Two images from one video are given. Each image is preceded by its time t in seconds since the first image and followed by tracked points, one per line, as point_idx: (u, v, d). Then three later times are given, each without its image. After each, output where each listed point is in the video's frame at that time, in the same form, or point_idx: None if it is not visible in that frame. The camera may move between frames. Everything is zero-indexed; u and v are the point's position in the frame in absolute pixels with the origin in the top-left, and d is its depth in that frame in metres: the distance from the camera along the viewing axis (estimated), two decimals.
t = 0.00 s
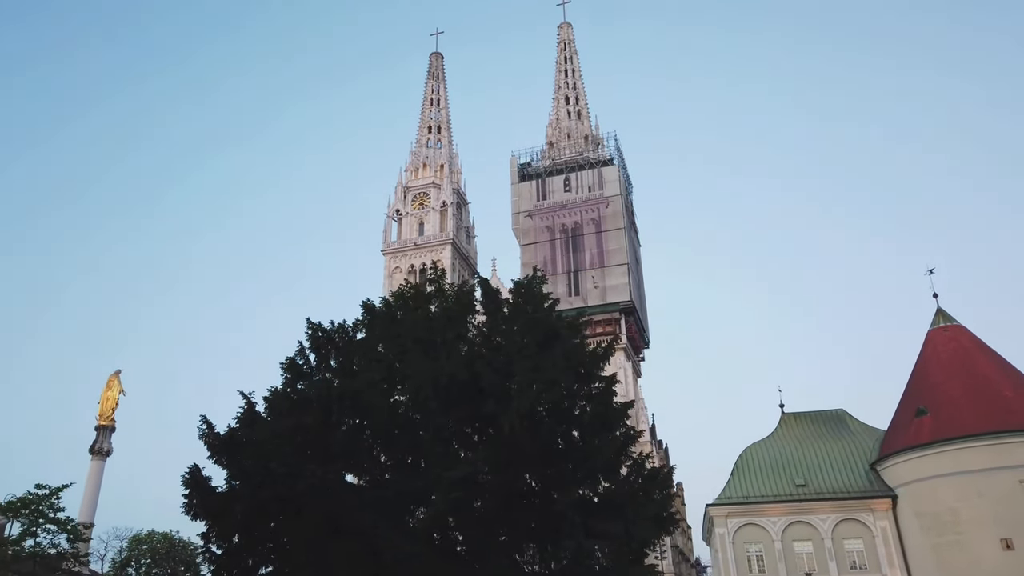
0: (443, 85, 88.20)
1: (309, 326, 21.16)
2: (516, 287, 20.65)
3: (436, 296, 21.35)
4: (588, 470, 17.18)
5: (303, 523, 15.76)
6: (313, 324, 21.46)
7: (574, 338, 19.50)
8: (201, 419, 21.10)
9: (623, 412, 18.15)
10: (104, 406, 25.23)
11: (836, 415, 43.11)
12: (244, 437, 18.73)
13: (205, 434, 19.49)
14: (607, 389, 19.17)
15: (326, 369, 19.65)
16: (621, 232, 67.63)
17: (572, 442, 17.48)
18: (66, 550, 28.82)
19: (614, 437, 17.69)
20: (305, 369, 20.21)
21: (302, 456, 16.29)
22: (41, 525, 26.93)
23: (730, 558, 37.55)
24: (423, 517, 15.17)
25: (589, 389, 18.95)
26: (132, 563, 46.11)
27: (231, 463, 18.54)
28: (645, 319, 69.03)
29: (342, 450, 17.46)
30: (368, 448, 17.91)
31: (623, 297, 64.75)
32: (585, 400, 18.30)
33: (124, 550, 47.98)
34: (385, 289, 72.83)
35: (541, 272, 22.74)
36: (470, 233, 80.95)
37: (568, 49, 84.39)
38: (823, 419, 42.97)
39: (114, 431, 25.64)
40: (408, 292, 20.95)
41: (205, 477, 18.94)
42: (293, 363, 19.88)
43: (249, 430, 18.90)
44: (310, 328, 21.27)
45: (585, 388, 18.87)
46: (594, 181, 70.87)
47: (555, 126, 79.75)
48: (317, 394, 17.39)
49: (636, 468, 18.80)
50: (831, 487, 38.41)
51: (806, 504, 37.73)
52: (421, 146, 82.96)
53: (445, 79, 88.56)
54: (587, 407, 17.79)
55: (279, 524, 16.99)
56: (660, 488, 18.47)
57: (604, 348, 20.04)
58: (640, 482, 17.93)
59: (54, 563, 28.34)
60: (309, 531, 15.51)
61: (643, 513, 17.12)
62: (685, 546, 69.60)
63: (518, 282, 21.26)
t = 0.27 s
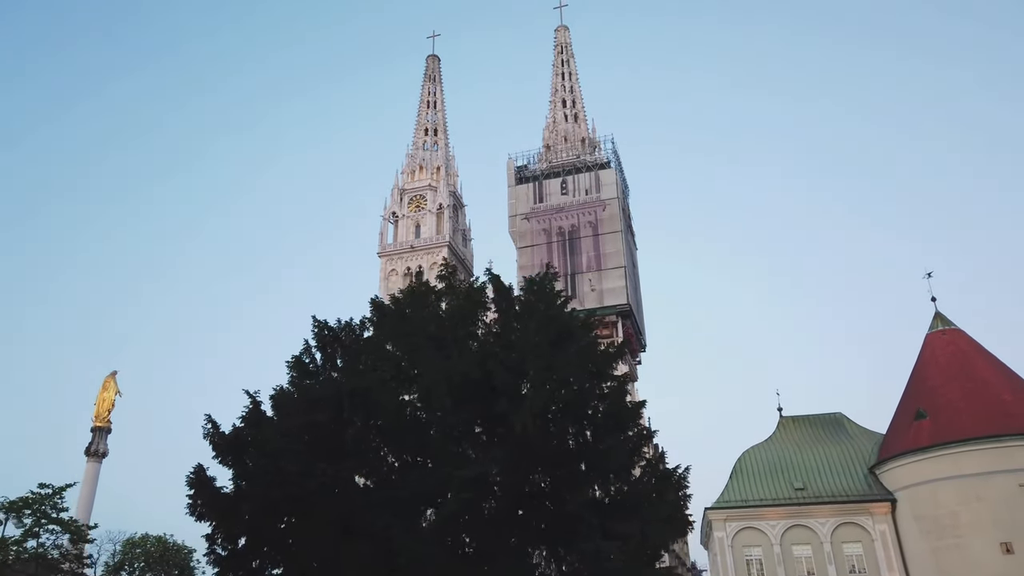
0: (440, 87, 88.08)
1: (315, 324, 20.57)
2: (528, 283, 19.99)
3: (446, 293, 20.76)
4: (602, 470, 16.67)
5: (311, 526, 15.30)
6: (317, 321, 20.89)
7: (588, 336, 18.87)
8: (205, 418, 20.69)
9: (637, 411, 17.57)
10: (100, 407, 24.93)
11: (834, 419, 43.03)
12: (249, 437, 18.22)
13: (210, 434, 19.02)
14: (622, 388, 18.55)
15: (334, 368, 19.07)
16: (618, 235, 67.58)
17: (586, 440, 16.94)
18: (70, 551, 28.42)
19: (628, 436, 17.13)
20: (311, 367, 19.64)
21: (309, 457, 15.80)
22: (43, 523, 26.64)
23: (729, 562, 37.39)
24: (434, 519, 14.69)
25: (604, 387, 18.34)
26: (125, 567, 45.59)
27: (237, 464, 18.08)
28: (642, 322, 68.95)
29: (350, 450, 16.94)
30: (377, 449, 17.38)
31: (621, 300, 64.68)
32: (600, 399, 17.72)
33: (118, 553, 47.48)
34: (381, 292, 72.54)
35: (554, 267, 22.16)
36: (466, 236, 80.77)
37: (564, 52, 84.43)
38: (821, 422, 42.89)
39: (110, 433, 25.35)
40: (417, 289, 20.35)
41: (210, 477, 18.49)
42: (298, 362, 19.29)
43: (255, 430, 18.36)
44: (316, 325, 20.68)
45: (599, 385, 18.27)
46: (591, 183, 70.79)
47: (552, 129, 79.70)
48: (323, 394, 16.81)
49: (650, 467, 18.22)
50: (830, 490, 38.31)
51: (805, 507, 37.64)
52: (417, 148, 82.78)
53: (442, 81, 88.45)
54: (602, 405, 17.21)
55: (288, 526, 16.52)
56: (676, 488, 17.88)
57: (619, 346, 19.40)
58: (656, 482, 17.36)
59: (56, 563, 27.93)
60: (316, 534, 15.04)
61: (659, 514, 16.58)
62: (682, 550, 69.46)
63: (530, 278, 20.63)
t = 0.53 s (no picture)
0: (440, 86, 87.92)
1: (327, 318, 20.00)
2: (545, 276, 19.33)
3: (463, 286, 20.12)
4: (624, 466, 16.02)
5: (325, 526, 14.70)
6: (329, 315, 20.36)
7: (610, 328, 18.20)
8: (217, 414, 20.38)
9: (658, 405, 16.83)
10: (102, 405, 24.73)
11: (836, 419, 42.96)
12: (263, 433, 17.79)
13: (224, 430, 18.67)
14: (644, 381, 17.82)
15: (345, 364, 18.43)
16: (619, 234, 67.49)
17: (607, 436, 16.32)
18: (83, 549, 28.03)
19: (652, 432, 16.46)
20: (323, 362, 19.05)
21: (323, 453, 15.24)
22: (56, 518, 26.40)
23: (732, 562, 37.27)
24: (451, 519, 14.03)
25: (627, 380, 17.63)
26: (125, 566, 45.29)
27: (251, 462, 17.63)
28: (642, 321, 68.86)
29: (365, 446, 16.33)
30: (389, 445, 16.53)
31: (621, 299, 64.59)
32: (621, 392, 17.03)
33: (118, 552, 47.16)
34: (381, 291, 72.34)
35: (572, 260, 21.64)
36: (466, 235, 80.62)
37: (565, 52, 84.34)
38: (824, 422, 42.80)
39: (113, 431, 25.17)
40: (433, 280, 19.67)
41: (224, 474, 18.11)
42: (310, 358, 18.73)
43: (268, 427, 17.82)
44: (327, 320, 20.07)
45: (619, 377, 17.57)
46: (591, 183, 70.65)
47: (552, 128, 79.57)
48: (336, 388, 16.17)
49: (668, 463, 17.55)
50: (833, 490, 38.22)
51: (808, 507, 37.55)
52: (417, 147, 82.62)
53: (441, 80, 88.29)
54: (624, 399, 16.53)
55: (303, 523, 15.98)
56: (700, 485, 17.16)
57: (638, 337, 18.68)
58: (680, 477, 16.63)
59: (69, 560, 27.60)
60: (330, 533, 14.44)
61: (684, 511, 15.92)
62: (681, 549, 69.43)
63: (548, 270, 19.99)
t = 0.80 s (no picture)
0: (440, 85, 87.74)
1: (340, 314, 19.47)
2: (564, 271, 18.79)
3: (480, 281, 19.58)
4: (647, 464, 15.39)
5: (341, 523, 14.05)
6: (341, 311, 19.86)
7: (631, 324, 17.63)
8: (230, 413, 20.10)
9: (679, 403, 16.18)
10: (104, 404, 24.56)
11: (839, 419, 42.85)
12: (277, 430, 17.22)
13: (236, 428, 18.22)
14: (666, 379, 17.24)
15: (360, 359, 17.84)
16: (620, 234, 67.38)
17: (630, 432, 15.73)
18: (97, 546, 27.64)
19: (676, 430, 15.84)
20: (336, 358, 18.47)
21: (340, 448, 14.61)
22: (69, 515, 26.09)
23: (735, 562, 37.15)
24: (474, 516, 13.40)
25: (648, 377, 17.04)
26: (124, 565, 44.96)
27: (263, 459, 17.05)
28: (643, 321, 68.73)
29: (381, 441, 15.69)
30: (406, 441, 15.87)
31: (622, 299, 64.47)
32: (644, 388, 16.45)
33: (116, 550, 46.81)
34: (381, 291, 72.15)
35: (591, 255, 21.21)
36: (466, 234, 80.43)
37: (565, 51, 84.18)
38: (826, 422, 42.69)
39: (115, 430, 24.99)
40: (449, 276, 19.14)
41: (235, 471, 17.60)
42: (324, 353, 18.16)
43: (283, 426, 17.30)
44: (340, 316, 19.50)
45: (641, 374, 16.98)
46: (592, 182, 70.49)
47: (553, 128, 79.41)
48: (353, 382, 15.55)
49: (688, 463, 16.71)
50: (836, 490, 38.11)
51: (812, 507, 37.45)
52: (417, 146, 82.42)
53: (442, 80, 88.09)
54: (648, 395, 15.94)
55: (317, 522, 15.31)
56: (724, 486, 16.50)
57: (659, 335, 18.15)
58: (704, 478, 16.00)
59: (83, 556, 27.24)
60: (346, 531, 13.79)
61: (707, 511, 15.31)
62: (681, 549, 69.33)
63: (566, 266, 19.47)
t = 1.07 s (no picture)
0: (442, 84, 87.64)
1: (355, 308, 19.15)
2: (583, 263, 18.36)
3: (497, 274, 19.22)
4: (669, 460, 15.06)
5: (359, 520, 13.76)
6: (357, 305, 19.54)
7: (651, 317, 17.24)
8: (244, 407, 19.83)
9: (698, 396, 15.78)
10: (109, 402, 24.49)
11: (843, 417, 42.71)
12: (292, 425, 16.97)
13: (250, 423, 18.02)
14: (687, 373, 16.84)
15: (374, 353, 17.52)
16: (622, 232, 67.31)
17: (651, 427, 15.36)
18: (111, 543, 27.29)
19: (698, 424, 15.46)
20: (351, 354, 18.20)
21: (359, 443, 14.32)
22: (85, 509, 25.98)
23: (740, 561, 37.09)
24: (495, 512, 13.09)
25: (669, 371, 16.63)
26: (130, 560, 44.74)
27: (278, 454, 16.80)
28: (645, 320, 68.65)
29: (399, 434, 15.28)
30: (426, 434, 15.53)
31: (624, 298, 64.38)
32: (666, 382, 16.05)
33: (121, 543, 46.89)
34: (383, 289, 71.99)
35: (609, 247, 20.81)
36: (468, 233, 80.32)
37: (567, 49, 84.06)
38: (831, 421, 42.56)
39: (119, 427, 24.90)
40: (467, 269, 18.78)
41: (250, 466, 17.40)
42: (338, 348, 17.86)
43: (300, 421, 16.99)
44: (356, 310, 19.19)
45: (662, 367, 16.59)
46: (594, 181, 70.42)
47: (555, 126, 79.30)
48: (369, 375, 15.24)
49: (708, 458, 15.99)
50: (841, 489, 38.02)
51: (816, 506, 37.37)
52: (419, 144, 82.29)
53: (443, 78, 87.92)
54: (670, 389, 15.55)
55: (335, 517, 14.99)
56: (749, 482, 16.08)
57: (679, 327, 17.70)
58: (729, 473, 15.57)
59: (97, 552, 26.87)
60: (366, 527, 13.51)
61: (732, 508, 14.90)
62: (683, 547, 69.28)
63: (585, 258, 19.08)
